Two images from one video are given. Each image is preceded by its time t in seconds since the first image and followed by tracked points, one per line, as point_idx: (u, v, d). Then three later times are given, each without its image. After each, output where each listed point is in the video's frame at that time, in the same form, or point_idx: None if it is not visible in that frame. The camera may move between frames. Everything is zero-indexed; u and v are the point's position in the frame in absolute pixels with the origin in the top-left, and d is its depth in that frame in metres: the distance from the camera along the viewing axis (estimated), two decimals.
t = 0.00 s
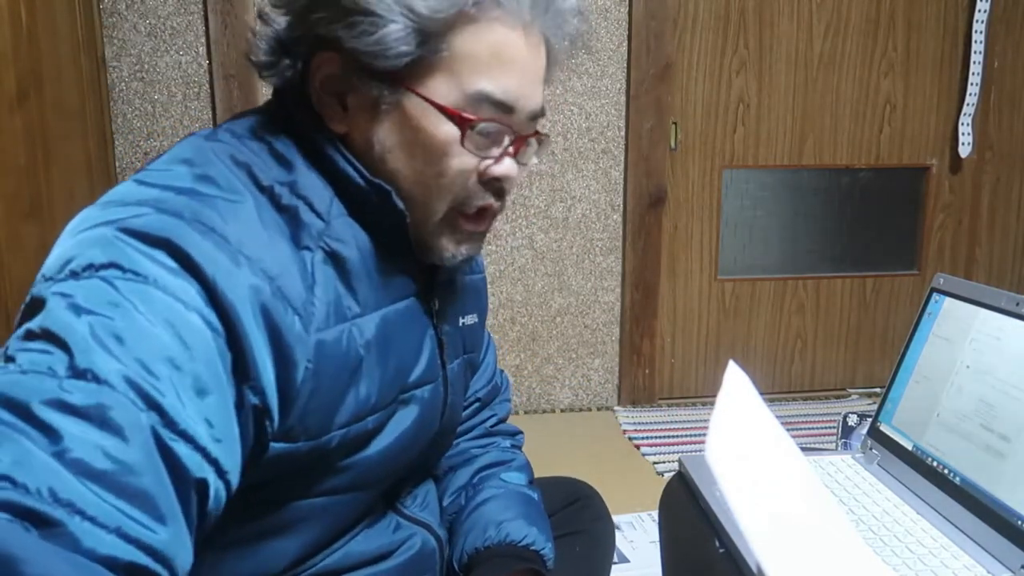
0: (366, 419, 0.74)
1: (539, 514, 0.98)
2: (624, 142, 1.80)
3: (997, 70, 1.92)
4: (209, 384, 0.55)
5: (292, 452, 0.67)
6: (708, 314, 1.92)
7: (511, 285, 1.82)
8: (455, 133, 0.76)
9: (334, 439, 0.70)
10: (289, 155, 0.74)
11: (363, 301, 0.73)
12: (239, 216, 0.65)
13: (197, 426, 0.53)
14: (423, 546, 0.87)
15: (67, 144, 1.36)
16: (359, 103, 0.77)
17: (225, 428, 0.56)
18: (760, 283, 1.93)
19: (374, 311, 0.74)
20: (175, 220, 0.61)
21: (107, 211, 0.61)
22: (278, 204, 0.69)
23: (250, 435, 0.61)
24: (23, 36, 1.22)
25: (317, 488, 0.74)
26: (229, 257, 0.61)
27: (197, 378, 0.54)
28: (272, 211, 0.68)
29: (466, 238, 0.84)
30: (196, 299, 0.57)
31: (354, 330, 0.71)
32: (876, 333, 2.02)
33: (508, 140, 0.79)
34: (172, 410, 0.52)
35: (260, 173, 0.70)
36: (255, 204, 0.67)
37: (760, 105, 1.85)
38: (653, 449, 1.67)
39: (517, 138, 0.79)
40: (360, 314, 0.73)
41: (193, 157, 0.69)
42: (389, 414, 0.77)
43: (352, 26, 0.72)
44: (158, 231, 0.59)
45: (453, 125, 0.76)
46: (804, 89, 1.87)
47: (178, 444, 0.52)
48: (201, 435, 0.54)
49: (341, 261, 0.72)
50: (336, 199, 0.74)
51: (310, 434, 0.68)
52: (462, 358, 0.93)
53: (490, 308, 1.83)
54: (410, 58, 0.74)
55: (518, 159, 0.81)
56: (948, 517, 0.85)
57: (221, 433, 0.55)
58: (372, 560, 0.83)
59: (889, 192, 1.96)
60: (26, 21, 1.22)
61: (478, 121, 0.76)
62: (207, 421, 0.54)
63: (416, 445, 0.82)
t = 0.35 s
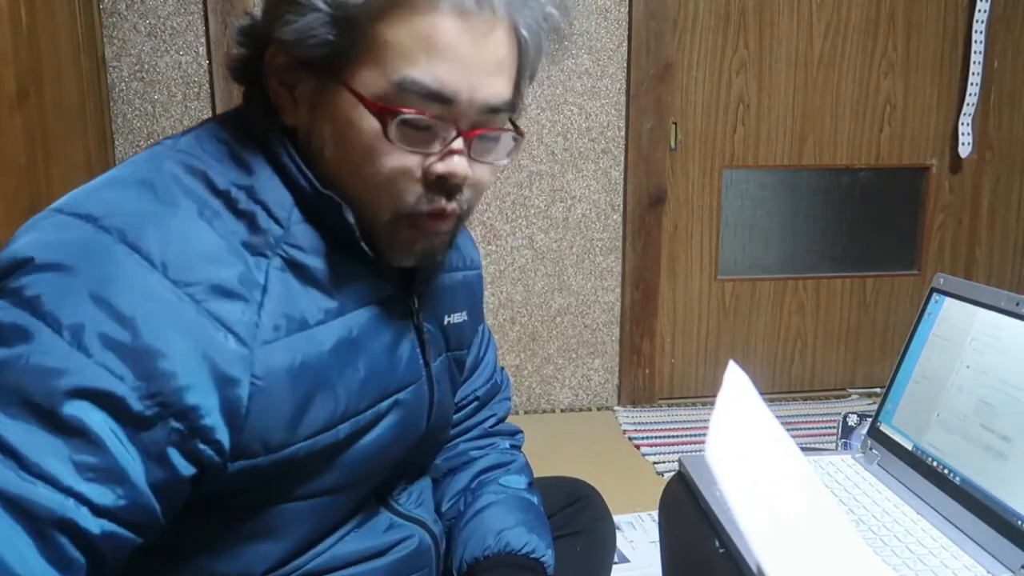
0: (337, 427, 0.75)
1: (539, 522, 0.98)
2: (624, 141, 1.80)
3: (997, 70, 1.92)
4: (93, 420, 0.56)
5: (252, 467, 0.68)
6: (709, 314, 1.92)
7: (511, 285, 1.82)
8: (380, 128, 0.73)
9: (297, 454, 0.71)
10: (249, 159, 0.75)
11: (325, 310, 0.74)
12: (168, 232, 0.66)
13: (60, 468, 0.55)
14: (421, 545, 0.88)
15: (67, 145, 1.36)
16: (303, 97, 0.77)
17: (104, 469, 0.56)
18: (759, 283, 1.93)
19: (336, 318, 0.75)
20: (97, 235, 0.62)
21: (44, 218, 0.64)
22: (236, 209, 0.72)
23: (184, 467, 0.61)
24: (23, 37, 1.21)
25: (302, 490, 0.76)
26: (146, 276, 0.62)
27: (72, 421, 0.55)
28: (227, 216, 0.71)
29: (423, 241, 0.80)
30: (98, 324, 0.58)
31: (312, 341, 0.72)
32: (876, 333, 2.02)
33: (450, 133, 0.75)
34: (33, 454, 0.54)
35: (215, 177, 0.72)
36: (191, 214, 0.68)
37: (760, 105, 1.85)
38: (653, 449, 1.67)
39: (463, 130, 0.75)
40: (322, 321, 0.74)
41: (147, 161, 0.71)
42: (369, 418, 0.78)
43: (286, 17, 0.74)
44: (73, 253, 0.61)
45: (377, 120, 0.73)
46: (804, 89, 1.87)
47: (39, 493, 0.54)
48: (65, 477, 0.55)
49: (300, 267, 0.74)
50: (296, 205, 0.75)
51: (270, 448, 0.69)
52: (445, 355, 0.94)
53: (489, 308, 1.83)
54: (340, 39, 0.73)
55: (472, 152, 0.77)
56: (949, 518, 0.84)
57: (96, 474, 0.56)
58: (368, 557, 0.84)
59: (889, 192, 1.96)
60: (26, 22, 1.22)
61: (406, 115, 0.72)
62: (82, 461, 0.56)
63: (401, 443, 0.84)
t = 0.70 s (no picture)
0: (330, 431, 0.76)
1: (538, 523, 0.98)
2: (624, 141, 1.80)
3: (997, 70, 1.92)
4: (83, 442, 0.58)
5: (242, 476, 0.69)
6: (708, 314, 1.92)
7: (511, 285, 1.82)
8: (343, 92, 0.76)
9: (286, 461, 0.72)
10: (236, 161, 0.77)
11: (310, 313, 0.75)
12: (152, 244, 0.67)
13: (47, 491, 0.57)
14: (417, 546, 0.88)
15: (67, 144, 1.36)
16: (281, 85, 0.80)
17: (97, 489, 0.59)
18: (759, 283, 1.93)
19: (324, 323, 0.77)
20: (82, 253, 0.64)
21: (30, 235, 0.66)
22: (224, 211, 0.73)
23: (177, 480, 0.63)
24: (24, 37, 1.21)
25: (299, 488, 0.76)
26: (131, 290, 0.64)
27: (60, 446, 0.57)
28: (214, 220, 0.72)
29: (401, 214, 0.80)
30: (81, 345, 0.60)
31: (299, 347, 0.73)
32: (876, 333, 2.02)
33: (414, 93, 0.77)
34: (25, 481, 0.56)
35: (204, 181, 0.74)
36: (176, 223, 0.69)
37: (760, 106, 1.85)
38: (653, 449, 1.67)
39: (427, 90, 0.77)
40: (310, 324, 0.75)
41: (137, 170, 0.72)
42: (359, 421, 0.79)
43: None
44: (56, 273, 0.62)
45: (340, 84, 0.76)
46: (804, 89, 1.87)
47: (37, 519, 0.57)
48: (51, 500, 0.57)
49: (289, 270, 0.75)
50: (285, 206, 0.77)
51: (260, 456, 0.70)
52: (437, 356, 0.96)
53: (489, 308, 1.83)
54: (305, 13, 0.76)
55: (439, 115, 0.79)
56: (949, 518, 0.84)
57: (89, 496, 0.59)
58: (364, 559, 0.84)
59: (888, 191, 1.96)
60: (26, 22, 1.22)
61: (367, 71, 0.75)
62: (73, 483, 0.58)
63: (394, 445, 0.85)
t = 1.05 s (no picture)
0: (334, 429, 0.76)
1: (538, 522, 0.98)
2: (624, 141, 1.80)
3: (997, 70, 1.92)
4: (104, 435, 0.58)
5: (250, 473, 0.70)
6: (708, 314, 1.92)
7: (511, 285, 1.82)
8: (348, 86, 0.76)
9: (295, 457, 0.73)
10: (240, 159, 0.77)
11: (316, 309, 0.76)
12: (160, 241, 0.67)
13: (69, 485, 0.57)
14: (417, 543, 0.89)
15: (67, 145, 1.36)
16: (283, 82, 0.80)
17: (119, 481, 0.59)
18: (759, 283, 1.93)
19: (329, 319, 0.77)
20: (89, 252, 0.64)
21: (35, 238, 0.66)
22: (229, 209, 0.73)
23: (188, 472, 0.64)
24: (23, 37, 1.21)
25: (299, 488, 0.76)
26: (141, 287, 0.64)
27: (81, 440, 0.57)
28: (220, 219, 0.72)
29: (404, 209, 0.80)
30: (96, 341, 0.60)
31: (306, 344, 0.74)
32: (875, 333, 2.02)
33: (419, 88, 0.77)
34: (46, 478, 0.56)
35: (209, 179, 0.74)
36: (182, 221, 0.69)
37: (760, 106, 1.85)
38: (654, 449, 1.67)
39: (431, 85, 0.78)
40: (316, 321, 0.75)
41: (140, 171, 0.72)
42: (360, 419, 0.79)
43: None
44: (65, 272, 0.62)
45: (345, 79, 0.76)
46: (804, 88, 1.86)
47: (62, 515, 0.56)
48: (74, 492, 0.57)
49: (294, 266, 0.75)
50: (289, 204, 0.77)
51: (269, 454, 0.71)
52: (437, 354, 0.96)
53: (489, 308, 1.83)
54: (309, 9, 0.76)
55: (443, 110, 0.79)
56: (948, 517, 0.85)
57: (113, 488, 0.59)
58: (363, 557, 0.84)
59: (888, 192, 1.96)
60: (26, 22, 1.22)
61: (371, 65, 0.75)
62: (98, 477, 0.58)
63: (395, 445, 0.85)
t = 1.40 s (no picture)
0: (327, 426, 0.76)
1: (539, 524, 0.98)
2: (624, 141, 1.80)
3: (997, 70, 1.92)
4: (94, 436, 0.58)
5: (242, 472, 0.69)
6: (708, 314, 1.92)
7: (511, 285, 1.82)
8: (345, 86, 0.76)
9: (287, 455, 0.73)
10: (232, 158, 0.77)
11: (308, 307, 0.76)
12: (149, 243, 0.67)
13: (60, 487, 0.57)
14: (414, 540, 0.89)
15: (68, 145, 1.36)
16: (278, 79, 0.79)
17: (111, 482, 0.59)
18: (759, 283, 1.93)
19: (321, 316, 0.77)
20: (79, 251, 0.64)
21: (26, 238, 0.65)
22: (220, 208, 0.73)
23: (178, 471, 0.64)
24: (23, 37, 1.21)
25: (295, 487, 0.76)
26: (131, 287, 0.64)
27: (72, 442, 0.57)
28: (212, 218, 0.72)
29: (398, 210, 0.81)
30: (84, 342, 0.60)
31: (298, 342, 0.74)
32: (875, 332, 2.02)
33: (416, 89, 0.77)
34: (38, 480, 0.56)
35: (200, 178, 0.74)
36: (173, 220, 0.69)
37: (760, 106, 1.85)
38: (654, 449, 1.67)
39: (428, 86, 0.78)
40: (308, 319, 0.75)
41: (131, 171, 0.72)
42: (354, 416, 0.79)
43: None
44: (54, 272, 0.62)
45: (342, 78, 0.76)
46: (804, 88, 1.86)
47: (54, 516, 0.56)
48: (65, 494, 0.57)
49: (286, 264, 0.75)
50: (281, 201, 0.77)
51: (260, 452, 0.70)
52: (431, 352, 0.96)
53: (489, 308, 1.83)
54: (306, 7, 0.76)
55: (440, 111, 0.79)
56: (948, 518, 0.85)
57: (103, 490, 0.59)
58: (359, 555, 0.84)
59: (888, 191, 1.96)
60: (26, 22, 1.22)
61: (370, 65, 0.75)
62: (89, 479, 0.58)
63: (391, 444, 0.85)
